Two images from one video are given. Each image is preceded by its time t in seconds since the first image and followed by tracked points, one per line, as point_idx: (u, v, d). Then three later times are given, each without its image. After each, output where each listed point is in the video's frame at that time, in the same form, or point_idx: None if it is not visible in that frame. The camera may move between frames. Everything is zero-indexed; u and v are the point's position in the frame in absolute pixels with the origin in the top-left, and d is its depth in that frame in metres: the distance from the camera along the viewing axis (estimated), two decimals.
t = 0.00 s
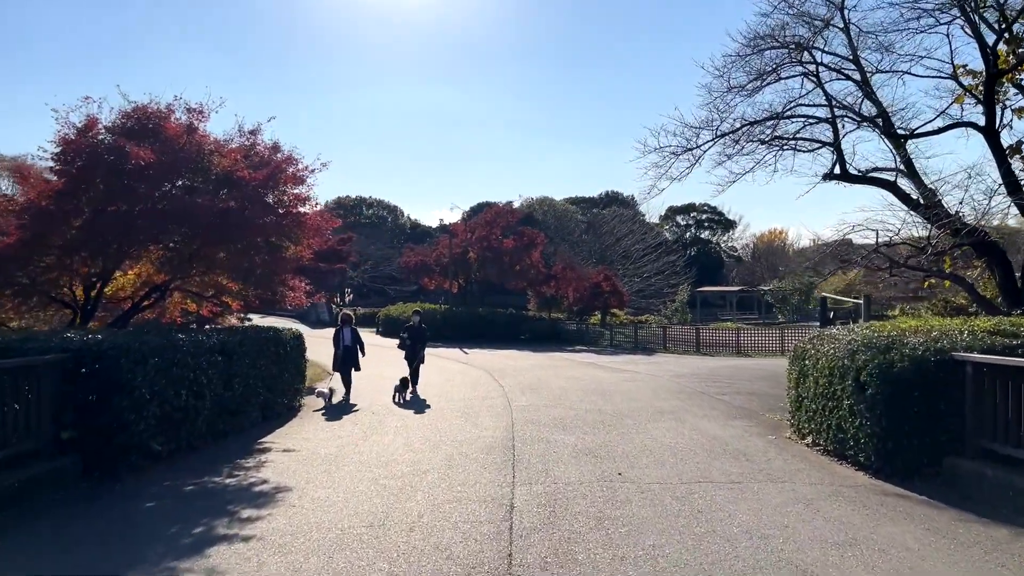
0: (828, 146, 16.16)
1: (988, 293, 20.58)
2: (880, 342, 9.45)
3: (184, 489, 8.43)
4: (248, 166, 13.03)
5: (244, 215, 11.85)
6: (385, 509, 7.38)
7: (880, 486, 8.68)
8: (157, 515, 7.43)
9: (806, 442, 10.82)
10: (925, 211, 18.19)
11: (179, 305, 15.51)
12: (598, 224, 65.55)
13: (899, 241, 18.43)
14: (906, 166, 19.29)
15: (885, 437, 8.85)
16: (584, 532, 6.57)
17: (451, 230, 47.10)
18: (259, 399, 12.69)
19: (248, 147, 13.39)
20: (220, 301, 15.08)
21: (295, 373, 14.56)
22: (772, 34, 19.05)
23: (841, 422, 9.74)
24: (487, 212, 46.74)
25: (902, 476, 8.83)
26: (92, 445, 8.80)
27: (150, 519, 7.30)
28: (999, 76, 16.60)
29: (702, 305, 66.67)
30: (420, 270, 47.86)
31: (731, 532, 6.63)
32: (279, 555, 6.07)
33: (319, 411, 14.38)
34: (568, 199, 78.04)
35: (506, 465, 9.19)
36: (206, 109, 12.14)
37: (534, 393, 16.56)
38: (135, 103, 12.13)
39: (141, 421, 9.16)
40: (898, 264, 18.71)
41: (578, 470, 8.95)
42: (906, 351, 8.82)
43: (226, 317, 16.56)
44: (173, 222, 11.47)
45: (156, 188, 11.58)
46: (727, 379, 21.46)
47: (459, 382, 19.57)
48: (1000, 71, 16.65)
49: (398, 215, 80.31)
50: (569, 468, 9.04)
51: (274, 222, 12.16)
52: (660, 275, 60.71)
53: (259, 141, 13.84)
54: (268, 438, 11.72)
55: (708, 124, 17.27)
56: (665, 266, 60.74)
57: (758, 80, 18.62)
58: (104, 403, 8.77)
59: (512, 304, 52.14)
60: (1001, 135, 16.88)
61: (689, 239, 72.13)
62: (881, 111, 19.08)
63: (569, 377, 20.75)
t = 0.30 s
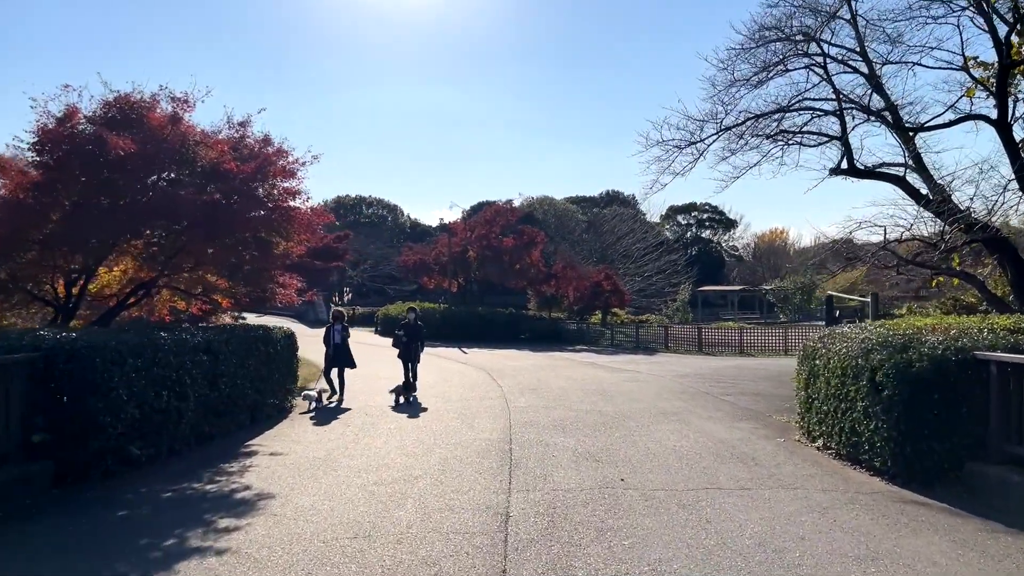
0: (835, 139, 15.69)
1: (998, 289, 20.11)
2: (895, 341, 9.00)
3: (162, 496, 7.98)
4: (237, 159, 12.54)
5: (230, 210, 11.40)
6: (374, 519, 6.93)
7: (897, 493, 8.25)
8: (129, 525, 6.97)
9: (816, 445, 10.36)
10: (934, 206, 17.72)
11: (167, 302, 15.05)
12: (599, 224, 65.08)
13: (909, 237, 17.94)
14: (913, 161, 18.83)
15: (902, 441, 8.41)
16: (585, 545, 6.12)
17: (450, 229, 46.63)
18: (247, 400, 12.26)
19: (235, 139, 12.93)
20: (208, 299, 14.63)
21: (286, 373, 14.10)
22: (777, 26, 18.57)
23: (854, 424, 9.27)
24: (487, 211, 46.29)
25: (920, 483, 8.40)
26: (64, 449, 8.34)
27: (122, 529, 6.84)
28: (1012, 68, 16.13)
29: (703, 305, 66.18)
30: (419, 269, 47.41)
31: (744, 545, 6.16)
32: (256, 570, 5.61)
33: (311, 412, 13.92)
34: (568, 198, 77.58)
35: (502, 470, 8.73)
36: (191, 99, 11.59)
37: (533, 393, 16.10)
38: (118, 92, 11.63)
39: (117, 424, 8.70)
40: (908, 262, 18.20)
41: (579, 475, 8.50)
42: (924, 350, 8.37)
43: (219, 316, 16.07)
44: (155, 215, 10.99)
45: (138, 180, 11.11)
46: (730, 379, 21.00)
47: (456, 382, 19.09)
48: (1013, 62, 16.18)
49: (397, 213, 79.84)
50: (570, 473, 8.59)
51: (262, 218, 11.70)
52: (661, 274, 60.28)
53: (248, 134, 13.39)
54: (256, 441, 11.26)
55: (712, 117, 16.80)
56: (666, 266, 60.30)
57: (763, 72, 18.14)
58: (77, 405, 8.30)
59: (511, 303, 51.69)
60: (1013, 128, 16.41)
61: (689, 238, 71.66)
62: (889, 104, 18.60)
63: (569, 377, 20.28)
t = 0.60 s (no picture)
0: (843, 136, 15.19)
1: (1010, 290, 19.54)
2: (913, 347, 8.50)
3: (133, 514, 7.48)
4: (222, 156, 12.04)
5: (214, 208, 10.91)
6: (357, 541, 6.44)
7: (916, 509, 7.75)
8: (94, 547, 6.48)
9: (827, 457, 9.85)
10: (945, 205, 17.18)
11: (153, 305, 14.57)
12: (599, 224, 64.55)
13: (918, 237, 17.39)
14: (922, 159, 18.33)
15: (920, 454, 7.92)
16: (584, 572, 5.64)
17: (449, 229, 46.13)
18: (233, 406, 11.77)
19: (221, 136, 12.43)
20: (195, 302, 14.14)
21: (274, 379, 13.59)
22: (783, 20, 18.06)
23: (870, 435, 8.76)
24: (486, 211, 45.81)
25: (940, 498, 7.91)
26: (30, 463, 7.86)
27: (85, 551, 6.36)
28: None
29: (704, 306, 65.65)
30: (417, 269, 46.93)
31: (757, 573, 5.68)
32: None
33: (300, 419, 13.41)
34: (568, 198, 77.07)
35: (497, 485, 8.24)
36: (172, 92, 11.25)
37: (531, 398, 15.60)
38: (97, 86, 11.16)
39: (88, 436, 8.22)
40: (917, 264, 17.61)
41: (578, 490, 8.01)
42: (944, 358, 7.87)
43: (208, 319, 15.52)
44: (133, 214, 10.49)
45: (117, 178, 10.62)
46: (733, 383, 20.51)
47: (453, 386, 18.56)
48: None
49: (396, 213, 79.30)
50: (568, 487, 8.10)
51: (247, 218, 11.22)
52: (662, 275, 59.87)
53: (236, 130, 12.89)
54: (241, 450, 10.76)
55: (716, 114, 16.30)
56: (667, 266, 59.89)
57: (768, 68, 17.64)
58: (44, 416, 7.81)
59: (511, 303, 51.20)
60: None
61: (690, 238, 71.14)
62: (897, 101, 18.08)
63: (569, 380, 19.78)
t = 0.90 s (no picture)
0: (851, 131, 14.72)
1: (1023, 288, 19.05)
2: (934, 346, 8.03)
3: (105, 524, 7.01)
4: (209, 148, 11.56)
5: (199, 203, 10.46)
6: (342, 555, 5.98)
7: (940, 519, 7.29)
8: (58, 561, 6.02)
9: (842, 461, 9.37)
10: (955, 201, 16.66)
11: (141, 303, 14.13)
12: (600, 223, 64.06)
13: (929, 234, 16.88)
14: (933, 154, 17.83)
15: (942, 461, 7.47)
16: None
17: (449, 227, 45.66)
18: (221, 408, 11.31)
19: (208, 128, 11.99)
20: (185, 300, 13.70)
21: (265, 379, 13.13)
22: (789, 11, 17.59)
23: (888, 439, 8.29)
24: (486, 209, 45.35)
25: (964, 507, 7.45)
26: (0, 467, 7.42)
27: (49, 566, 5.89)
28: None
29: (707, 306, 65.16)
30: (416, 268, 46.48)
31: None
32: None
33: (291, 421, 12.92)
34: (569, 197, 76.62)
35: (494, 492, 7.77)
36: (155, 80, 10.92)
37: (531, 399, 15.12)
38: (77, 73, 10.72)
39: (61, 440, 7.76)
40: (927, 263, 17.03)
41: (580, 498, 7.54)
42: (967, 358, 7.42)
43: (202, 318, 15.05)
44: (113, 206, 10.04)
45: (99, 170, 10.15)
46: (738, 383, 20.03)
47: (450, 386, 18.09)
48: None
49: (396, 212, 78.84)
50: (570, 495, 7.63)
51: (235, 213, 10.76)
52: (664, 274, 59.55)
53: (225, 122, 12.43)
54: (228, 453, 10.31)
55: (721, 107, 15.83)
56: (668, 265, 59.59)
57: (774, 60, 17.17)
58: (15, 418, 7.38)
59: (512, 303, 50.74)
60: None
61: (693, 238, 70.63)
62: (907, 93, 17.58)
63: (571, 381, 19.30)
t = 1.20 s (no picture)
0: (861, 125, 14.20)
1: None
2: (957, 347, 7.56)
3: (70, 539, 6.53)
4: (193, 141, 11.09)
5: (181, 198, 9.99)
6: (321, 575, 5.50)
7: (966, 533, 6.81)
8: None
9: (857, 469, 8.89)
10: (965, 198, 16.12)
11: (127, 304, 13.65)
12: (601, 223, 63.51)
13: (939, 233, 16.36)
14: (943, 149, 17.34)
15: (967, 470, 7.00)
16: None
17: (449, 227, 45.21)
18: (206, 412, 10.84)
19: (193, 120, 11.52)
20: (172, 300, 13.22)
21: (253, 382, 12.65)
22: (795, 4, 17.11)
23: (907, 446, 7.81)
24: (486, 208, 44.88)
25: (990, 519, 6.98)
26: None
27: None
28: None
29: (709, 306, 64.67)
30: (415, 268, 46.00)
31: None
32: None
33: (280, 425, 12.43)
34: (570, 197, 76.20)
35: (489, 503, 7.29)
36: (136, 68, 10.46)
37: (530, 402, 14.62)
38: (54, 62, 10.26)
39: (27, 448, 7.30)
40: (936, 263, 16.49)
41: (581, 510, 7.06)
42: (994, 360, 6.94)
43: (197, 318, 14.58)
44: (87, 200, 9.59)
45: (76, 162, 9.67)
46: (743, 385, 19.54)
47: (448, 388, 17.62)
48: None
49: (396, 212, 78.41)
50: (570, 507, 7.14)
51: (219, 209, 10.29)
52: (665, 274, 59.11)
53: (211, 114, 11.95)
54: (212, 460, 9.84)
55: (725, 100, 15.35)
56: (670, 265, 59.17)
57: (779, 53, 16.69)
58: None
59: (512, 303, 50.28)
60: None
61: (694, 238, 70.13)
62: (916, 88, 17.07)
63: (571, 383, 18.81)
